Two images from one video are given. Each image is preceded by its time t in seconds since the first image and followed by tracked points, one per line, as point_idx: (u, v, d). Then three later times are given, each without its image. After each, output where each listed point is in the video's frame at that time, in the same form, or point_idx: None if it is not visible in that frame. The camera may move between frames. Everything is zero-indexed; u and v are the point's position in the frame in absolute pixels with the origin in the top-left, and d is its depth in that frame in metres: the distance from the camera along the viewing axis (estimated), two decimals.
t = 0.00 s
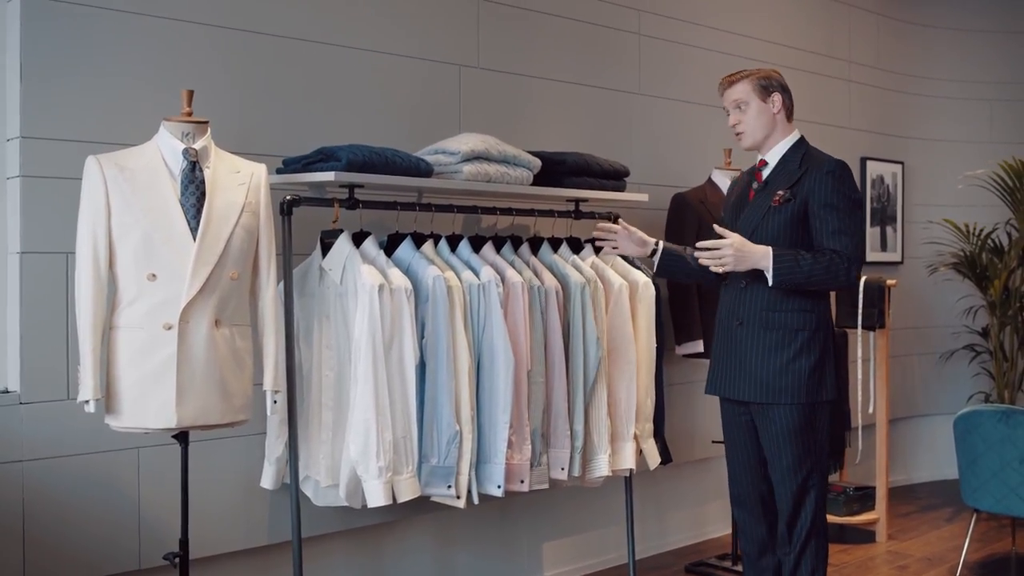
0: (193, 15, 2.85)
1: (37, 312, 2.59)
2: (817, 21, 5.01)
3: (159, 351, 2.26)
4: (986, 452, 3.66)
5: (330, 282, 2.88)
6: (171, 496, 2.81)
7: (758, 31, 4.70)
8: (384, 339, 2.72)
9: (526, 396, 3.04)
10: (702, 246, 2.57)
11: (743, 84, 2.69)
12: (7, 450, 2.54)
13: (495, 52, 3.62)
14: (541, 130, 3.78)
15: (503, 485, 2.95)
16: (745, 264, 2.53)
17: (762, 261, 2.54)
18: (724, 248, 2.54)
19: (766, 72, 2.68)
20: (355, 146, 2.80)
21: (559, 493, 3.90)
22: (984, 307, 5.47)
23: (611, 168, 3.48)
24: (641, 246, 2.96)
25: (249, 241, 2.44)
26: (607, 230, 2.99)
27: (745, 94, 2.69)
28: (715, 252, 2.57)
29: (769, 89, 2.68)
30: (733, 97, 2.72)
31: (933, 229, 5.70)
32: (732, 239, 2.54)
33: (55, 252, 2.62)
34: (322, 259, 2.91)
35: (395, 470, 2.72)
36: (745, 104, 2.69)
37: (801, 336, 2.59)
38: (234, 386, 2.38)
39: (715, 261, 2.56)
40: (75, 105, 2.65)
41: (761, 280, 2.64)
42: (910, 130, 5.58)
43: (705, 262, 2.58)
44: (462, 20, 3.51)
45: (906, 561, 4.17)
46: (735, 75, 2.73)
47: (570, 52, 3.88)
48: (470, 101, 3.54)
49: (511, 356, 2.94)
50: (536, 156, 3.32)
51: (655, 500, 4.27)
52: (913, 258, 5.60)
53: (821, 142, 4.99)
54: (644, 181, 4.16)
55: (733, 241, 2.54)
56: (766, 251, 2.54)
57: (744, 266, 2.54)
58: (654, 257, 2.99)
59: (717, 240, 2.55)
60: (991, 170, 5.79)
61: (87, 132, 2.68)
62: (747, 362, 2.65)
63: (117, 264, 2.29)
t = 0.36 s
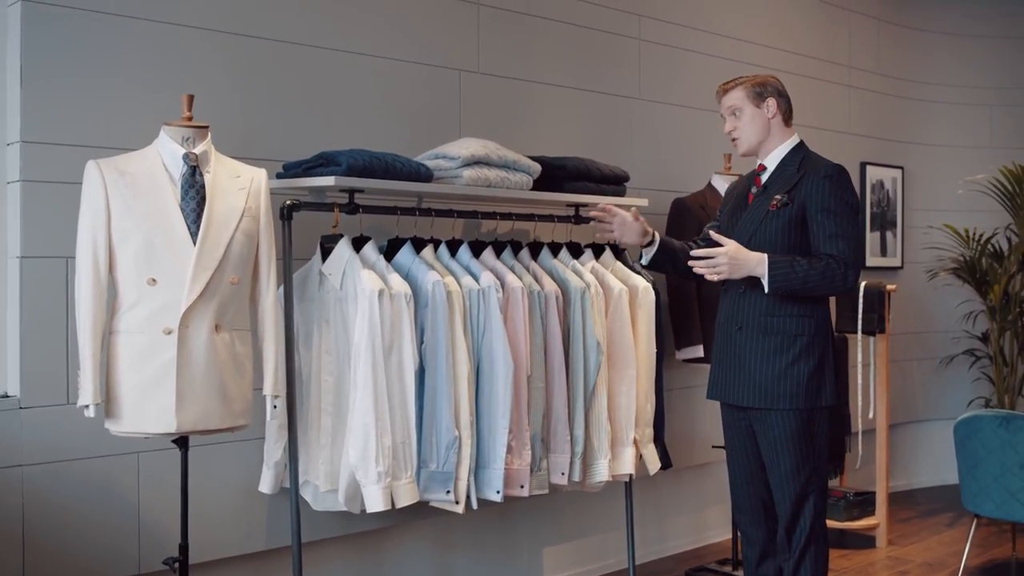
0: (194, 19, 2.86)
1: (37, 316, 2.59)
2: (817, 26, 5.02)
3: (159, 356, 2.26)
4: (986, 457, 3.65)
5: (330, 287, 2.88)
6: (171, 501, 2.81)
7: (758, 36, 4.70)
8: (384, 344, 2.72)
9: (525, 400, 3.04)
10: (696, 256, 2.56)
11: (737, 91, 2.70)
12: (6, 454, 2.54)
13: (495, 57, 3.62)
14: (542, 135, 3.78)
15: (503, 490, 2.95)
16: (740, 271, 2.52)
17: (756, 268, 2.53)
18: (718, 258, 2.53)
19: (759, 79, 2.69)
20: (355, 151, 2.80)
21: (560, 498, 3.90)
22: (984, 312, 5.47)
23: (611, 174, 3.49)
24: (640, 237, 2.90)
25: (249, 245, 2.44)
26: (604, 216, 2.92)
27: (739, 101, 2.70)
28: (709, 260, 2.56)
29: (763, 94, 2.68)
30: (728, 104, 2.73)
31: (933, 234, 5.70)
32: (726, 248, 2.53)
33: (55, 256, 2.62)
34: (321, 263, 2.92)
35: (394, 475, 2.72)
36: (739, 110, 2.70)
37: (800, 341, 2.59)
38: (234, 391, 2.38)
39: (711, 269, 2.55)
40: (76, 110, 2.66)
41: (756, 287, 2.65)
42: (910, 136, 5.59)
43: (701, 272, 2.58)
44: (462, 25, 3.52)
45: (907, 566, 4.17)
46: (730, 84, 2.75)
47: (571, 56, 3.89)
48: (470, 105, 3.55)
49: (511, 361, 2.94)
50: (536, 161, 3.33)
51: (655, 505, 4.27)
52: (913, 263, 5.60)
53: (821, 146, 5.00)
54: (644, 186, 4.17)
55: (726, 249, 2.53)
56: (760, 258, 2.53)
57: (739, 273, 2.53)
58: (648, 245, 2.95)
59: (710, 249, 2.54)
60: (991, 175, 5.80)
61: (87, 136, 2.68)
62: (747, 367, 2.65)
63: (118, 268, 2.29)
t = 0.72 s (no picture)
0: (197, 23, 2.86)
1: (41, 319, 2.59)
2: (820, 27, 5.02)
3: (163, 359, 2.27)
4: (991, 457, 3.65)
5: (334, 290, 2.88)
6: (175, 504, 2.81)
7: (761, 37, 4.70)
8: (388, 347, 2.72)
9: (530, 402, 3.03)
10: (703, 260, 2.52)
11: (740, 90, 2.69)
12: (11, 457, 2.54)
13: (498, 59, 3.62)
14: (545, 137, 3.78)
15: (508, 492, 2.94)
16: (747, 275, 2.50)
17: (762, 272, 2.51)
18: (725, 260, 2.50)
19: (762, 79, 2.69)
20: (358, 154, 2.80)
21: (565, 500, 3.90)
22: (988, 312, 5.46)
23: (615, 175, 3.49)
24: (634, 227, 2.86)
25: (253, 248, 2.44)
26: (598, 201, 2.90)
27: (742, 100, 2.69)
28: (715, 264, 2.53)
29: (766, 94, 2.68)
30: (730, 103, 2.72)
31: (937, 235, 5.69)
32: (733, 250, 2.50)
33: (60, 260, 2.63)
34: (325, 266, 2.91)
35: (399, 477, 2.71)
36: (741, 109, 2.69)
37: (806, 343, 2.58)
38: (239, 395, 2.38)
39: (717, 273, 2.52)
40: (80, 114, 2.66)
41: (762, 292, 2.64)
42: (913, 136, 5.58)
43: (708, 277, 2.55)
44: (465, 28, 3.52)
45: (912, 567, 4.16)
46: (732, 83, 2.74)
47: (574, 58, 3.89)
48: (473, 108, 3.55)
49: (515, 363, 2.94)
50: (539, 163, 3.32)
51: (660, 506, 4.27)
52: (917, 263, 5.59)
53: (824, 147, 4.99)
54: (647, 188, 4.16)
55: (733, 252, 2.50)
56: (767, 261, 2.51)
57: (745, 277, 2.51)
58: (642, 237, 2.90)
59: (716, 252, 2.51)
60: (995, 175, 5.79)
61: (91, 138, 2.68)
62: (753, 368, 2.64)
63: (121, 272, 2.29)
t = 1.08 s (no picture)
0: (197, 22, 2.86)
1: (43, 319, 2.59)
2: (820, 23, 5.01)
3: (165, 359, 2.27)
4: (993, 453, 3.64)
5: (335, 288, 2.88)
6: (178, 504, 2.81)
7: (761, 34, 4.70)
8: (390, 345, 2.72)
9: (532, 400, 3.03)
10: (731, 263, 2.48)
11: (744, 86, 2.68)
12: (13, 458, 2.54)
13: (498, 57, 3.62)
14: (545, 134, 3.78)
15: (510, 489, 2.94)
16: (775, 276, 2.47)
17: (788, 272, 2.49)
18: (752, 262, 2.46)
19: (766, 76, 2.68)
20: (359, 153, 2.80)
21: (567, 497, 3.90)
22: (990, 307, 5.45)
23: (615, 172, 3.48)
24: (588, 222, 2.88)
25: (254, 247, 2.44)
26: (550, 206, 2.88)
27: (746, 96, 2.68)
28: (743, 266, 2.49)
29: (770, 91, 2.67)
30: (733, 99, 2.70)
31: (938, 230, 5.68)
32: (760, 251, 2.47)
33: (61, 260, 2.63)
34: (327, 265, 2.91)
35: (402, 475, 2.71)
36: (745, 105, 2.68)
37: (816, 338, 2.59)
38: (240, 394, 2.38)
39: (746, 275, 2.48)
40: (80, 114, 2.66)
41: (784, 291, 2.60)
42: (914, 132, 5.58)
43: (736, 280, 2.51)
44: (466, 26, 3.52)
45: (914, 563, 4.16)
46: (735, 78, 2.72)
47: (574, 56, 3.88)
48: (474, 105, 3.54)
49: (517, 360, 2.94)
50: (539, 161, 3.32)
51: (662, 503, 4.26)
52: (919, 259, 5.58)
53: (825, 143, 4.99)
54: (648, 185, 4.16)
55: (759, 253, 2.47)
56: (791, 262, 2.49)
57: (772, 278, 2.48)
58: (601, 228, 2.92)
59: (744, 254, 2.47)
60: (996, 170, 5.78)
61: (91, 138, 2.68)
62: (761, 364, 2.62)
63: (122, 272, 2.29)
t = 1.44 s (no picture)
0: (193, 20, 2.86)
1: (39, 318, 2.59)
2: (817, 19, 5.01)
3: (160, 357, 2.27)
4: (990, 449, 3.65)
5: (331, 286, 2.88)
6: (175, 502, 2.82)
7: (757, 30, 4.70)
8: (386, 343, 2.72)
9: (528, 397, 3.04)
10: (718, 256, 2.50)
11: (747, 78, 2.68)
12: (9, 456, 2.54)
13: (495, 54, 3.62)
14: (541, 131, 3.78)
15: (507, 487, 2.95)
16: (763, 270, 2.47)
17: (777, 267, 2.49)
18: (740, 255, 2.47)
19: (770, 72, 2.69)
20: (355, 150, 2.81)
21: (563, 494, 3.90)
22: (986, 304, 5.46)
23: (611, 170, 3.49)
24: (589, 224, 2.86)
25: (250, 244, 2.44)
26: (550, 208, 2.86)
27: (748, 87, 2.68)
28: (731, 260, 2.50)
29: (773, 87, 2.68)
30: (736, 89, 2.70)
31: (934, 227, 5.69)
32: (748, 246, 2.47)
33: (57, 259, 2.63)
34: (322, 263, 2.91)
35: (398, 472, 2.72)
36: (746, 97, 2.68)
37: (811, 334, 2.59)
38: (237, 391, 2.39)
39: (733, 269, 2.49)
40: (75, 112, 2.66)
41: (773, 284, 2.62)
42: (910, 128, 5.58)
43: (724, 274, 2.52)
44: (462, 23, 3.52)
45: (911, 558, 4.17)
46: (739, 70, 2.72)
47: (570, 53, 3.88)
48: (470, 103, 3.54)
49: (514, 358, 2.94)
50: (535, 158, 3.32)
51: (659, 500, 4.27)
52: (915, 255, 5.59)
53: (821, 140, 4.99)
54: (645, 182, 4.16)
55: (748, 246, 2.47)
56: (781, 257, 2.49)
57: (760, 272, 2.48)
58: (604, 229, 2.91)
59: (732, 248, 2.49)
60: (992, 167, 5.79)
61: (88, 137, 2.68)
62: (756, 360, 2.62)
63: (118, 270, 2.29)
